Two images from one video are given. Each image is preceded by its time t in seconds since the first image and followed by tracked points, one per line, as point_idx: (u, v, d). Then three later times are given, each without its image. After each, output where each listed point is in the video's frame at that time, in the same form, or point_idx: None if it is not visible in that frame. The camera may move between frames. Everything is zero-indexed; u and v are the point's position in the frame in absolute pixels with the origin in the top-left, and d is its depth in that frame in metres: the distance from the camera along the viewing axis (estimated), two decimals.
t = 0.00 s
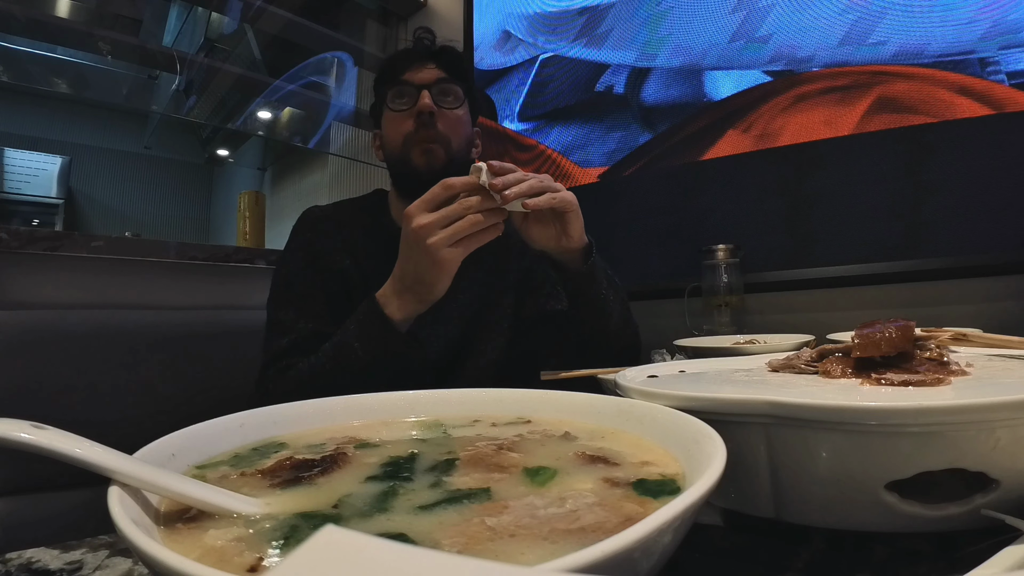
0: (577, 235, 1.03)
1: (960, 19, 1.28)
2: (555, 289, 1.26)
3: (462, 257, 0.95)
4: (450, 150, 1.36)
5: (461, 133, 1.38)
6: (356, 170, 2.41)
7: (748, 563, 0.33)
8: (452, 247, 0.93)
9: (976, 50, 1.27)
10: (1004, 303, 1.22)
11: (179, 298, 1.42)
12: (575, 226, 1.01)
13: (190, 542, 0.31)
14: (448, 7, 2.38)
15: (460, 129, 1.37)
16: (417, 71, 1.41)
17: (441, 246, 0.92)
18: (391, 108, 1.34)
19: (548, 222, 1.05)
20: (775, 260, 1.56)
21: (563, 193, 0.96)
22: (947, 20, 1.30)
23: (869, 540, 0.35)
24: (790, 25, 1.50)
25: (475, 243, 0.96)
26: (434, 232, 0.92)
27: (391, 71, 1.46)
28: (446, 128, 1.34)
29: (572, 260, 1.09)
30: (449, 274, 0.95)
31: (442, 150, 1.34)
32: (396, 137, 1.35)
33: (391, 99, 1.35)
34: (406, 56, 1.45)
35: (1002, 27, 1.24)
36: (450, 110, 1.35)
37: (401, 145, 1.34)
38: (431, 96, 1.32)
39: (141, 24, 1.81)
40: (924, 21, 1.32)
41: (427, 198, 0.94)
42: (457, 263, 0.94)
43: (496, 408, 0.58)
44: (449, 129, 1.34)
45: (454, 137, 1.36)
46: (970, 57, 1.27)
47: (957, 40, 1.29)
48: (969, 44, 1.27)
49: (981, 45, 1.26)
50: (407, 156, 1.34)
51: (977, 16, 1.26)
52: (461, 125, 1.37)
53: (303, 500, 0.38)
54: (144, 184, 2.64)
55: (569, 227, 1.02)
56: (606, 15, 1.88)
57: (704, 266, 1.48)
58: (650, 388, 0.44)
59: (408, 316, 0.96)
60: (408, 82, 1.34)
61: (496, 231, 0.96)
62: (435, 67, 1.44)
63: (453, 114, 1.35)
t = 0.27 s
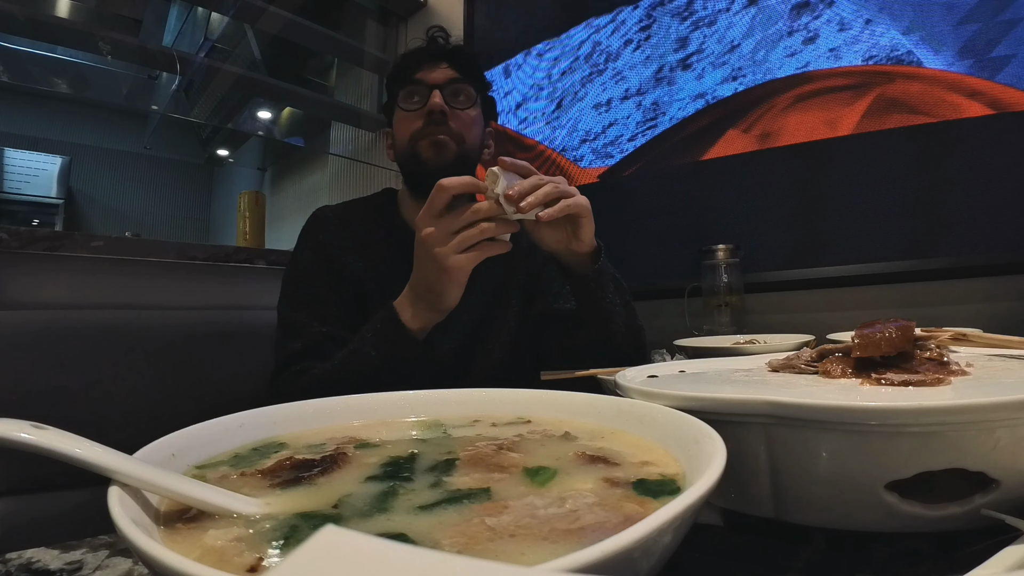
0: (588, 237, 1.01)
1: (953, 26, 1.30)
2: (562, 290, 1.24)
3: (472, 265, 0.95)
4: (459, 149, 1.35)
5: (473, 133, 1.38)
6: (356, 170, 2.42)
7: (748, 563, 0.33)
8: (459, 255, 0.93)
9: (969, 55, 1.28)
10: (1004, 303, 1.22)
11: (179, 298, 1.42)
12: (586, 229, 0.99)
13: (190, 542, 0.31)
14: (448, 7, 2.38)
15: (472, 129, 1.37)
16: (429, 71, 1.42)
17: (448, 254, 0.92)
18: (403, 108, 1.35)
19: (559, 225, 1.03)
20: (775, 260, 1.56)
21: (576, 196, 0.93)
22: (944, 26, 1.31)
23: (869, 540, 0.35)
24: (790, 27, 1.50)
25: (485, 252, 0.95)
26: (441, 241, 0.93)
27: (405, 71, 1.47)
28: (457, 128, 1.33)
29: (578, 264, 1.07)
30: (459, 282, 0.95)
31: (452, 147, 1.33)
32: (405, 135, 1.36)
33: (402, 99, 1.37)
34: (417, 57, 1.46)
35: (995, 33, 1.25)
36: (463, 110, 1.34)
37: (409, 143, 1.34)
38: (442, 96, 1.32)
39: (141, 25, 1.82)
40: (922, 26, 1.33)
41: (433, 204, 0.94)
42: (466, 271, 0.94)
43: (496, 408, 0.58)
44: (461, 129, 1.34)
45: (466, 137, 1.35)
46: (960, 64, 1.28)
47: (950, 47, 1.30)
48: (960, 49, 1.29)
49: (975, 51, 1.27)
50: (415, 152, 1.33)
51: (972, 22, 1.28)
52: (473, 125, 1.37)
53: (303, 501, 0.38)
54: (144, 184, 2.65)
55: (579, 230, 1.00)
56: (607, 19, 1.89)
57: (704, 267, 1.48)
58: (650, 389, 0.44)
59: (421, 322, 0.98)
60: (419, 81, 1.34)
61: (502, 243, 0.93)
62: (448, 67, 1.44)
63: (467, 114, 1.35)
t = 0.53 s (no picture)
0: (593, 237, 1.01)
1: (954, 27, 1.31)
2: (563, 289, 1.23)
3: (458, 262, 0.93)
4: (447, 151, 1.34)
5: (463, 132, 1.35)
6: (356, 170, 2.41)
7: (748, 563, 0.33)
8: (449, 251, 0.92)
9: (986, 53, 1.26)
10: (1005, 303, 1.22)
11: (179, 298, 1.42)
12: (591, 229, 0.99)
13: (190, 542, 0.31)
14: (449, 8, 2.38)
15: (462, 128, 1.35)
16: (417, 72, 1.42)
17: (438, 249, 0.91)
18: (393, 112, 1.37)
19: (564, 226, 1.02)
20: (775, 260, 1.56)
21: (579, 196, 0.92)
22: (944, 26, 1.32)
23: (870, 540, 0.35)
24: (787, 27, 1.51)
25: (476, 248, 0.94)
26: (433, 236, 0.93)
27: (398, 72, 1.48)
28: (444, 128, 1.32)
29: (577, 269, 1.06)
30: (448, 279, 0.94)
31: (438, 151, 1.33)
32: (396, 138, 1.37)
33: (393, 103, 1.39)
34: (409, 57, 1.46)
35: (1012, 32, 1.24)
36: (451, 109, 1.33)
37: (400, 146, 1.36)
38: (428, 97, 1.32)
39: (142, 25, 1.86)
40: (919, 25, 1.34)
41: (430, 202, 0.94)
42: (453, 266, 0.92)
43: (496, 408, 0.58)
44: (447, 129, 1.32)
45: (454, 137, 1.33)
46: (979, 61, 1.27)
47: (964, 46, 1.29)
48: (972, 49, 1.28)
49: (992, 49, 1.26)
50: (405, 157, 1.36)
51: (971, 22, 1.29)
52: (463, 124, 1.35)
53: (303, 501, 0.38)
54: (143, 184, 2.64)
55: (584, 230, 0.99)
56: (605, 19, 1.90)
57: (704, 266, 1.48)
58: (650, 389, 0.44)
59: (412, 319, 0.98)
60: (409, 83, 1.37)
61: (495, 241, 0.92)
62: (437, 66, 1.43)
63: (454, 114, 1.33)
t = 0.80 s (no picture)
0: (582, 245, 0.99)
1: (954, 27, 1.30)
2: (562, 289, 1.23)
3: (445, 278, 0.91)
4: (433, 151, 1.33)
5: (451, 133, 1.35)
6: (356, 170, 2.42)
7: (748, 563, 0.33)
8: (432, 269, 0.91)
9: (1004, 52, 1.24)
10: (1004, 303, 1.22)
11: (178, 298, 1.42)
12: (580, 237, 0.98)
13: (190, 542, 0.31)
14: (448, 8, 2.38)
15: (450, 129, 1.34)
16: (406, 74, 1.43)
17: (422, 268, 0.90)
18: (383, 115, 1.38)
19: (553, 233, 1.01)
20: (775, 260, 1.56)
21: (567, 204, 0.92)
22: (945, 26, 1.31)
23: (870, 540, 0.35)
24: (785, 28, 1.51)
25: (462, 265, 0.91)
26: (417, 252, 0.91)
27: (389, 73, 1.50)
28: (430, 129, 1.31)
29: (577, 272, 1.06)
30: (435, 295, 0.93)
31: (423, 150, 1.32)
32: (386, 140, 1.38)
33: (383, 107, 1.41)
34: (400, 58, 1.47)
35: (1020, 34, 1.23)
36: (438, 110, 1.32)
37: (388, 148, 1.36)
38: (414, 100, 1.32)
39: (142, 25, 1.86)
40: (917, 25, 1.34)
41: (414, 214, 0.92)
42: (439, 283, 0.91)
43: (496, 408, 0.58)
44: (433, 129, 1.32)
45: (441, 137, 1.33)
46: (997, 59, 1.25)
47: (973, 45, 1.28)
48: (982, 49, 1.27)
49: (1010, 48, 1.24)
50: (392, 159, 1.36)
51: (971, 22, 1.28)
52: (450, 124, 1.34)
53: (302, 501, 0.38)
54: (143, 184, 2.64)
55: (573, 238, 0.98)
56: (603, 20, 1.91)
57: (704, 267, 1.48)
58: (650, 389, 0.44)
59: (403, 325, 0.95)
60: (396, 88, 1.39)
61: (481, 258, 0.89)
62: (424, 66, 1.45)
63: (440, 114, 1.33)
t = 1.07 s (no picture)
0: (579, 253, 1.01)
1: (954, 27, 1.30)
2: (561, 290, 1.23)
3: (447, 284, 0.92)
4: (432, 152, 1.33)
5: (449, 132, 1.35)
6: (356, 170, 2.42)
7: (748, 562, 0.33)
8: (437, 276, 0.91)
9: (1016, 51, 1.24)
10: (1004, 303, 1.22)
11: (178, 298, 1.42)
12: (576, 245, 0.99)
13: (190, 542, 0.31)
14: (448, 8, 2.38)
15: (448, 129, 1.34)
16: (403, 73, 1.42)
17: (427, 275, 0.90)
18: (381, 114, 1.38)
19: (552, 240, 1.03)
20: (775, 260, 1.56)
21: (567, 211, 0.93)
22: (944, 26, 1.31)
23: (869, 539, 0.35)
24: (783, 28, 1.52)
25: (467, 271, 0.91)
26: (422, 260, 0.91)
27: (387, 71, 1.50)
28: (429, 130, 1.32)
29: (576, 273, 1.06)
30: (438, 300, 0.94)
31: (423, 152, 1.32)
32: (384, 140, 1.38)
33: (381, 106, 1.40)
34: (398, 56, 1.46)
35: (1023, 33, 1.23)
36: (436, 109, 1.32)
37: (387, 149, 1.36)
38: (413, 98, 1.32)
39: (142, 24, 1.87)
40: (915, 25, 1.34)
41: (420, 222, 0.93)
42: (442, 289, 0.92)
43: (496, 408, 0.58)
44: (433, 130, 1.32)
45: (439, 137, 1.33)
46: (996, 60, 1.25)
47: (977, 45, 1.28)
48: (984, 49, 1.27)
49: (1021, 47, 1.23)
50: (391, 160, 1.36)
51: (970, 22, 1.29)
52: (448, 123, 1.34)
53: (303, 501, 0.38)
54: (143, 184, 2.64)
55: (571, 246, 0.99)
56: (600, 20, 1.91)
57: (704, 266, 1.48)
58: (650, 389, 0.44)
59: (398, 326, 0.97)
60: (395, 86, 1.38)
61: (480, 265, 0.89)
62: (422, 64, 1.45)
63: (439, 114, 1.33)
